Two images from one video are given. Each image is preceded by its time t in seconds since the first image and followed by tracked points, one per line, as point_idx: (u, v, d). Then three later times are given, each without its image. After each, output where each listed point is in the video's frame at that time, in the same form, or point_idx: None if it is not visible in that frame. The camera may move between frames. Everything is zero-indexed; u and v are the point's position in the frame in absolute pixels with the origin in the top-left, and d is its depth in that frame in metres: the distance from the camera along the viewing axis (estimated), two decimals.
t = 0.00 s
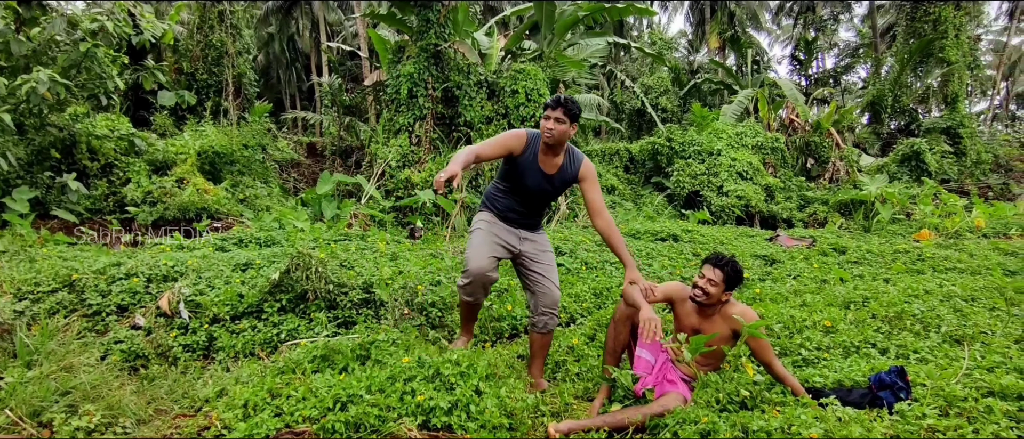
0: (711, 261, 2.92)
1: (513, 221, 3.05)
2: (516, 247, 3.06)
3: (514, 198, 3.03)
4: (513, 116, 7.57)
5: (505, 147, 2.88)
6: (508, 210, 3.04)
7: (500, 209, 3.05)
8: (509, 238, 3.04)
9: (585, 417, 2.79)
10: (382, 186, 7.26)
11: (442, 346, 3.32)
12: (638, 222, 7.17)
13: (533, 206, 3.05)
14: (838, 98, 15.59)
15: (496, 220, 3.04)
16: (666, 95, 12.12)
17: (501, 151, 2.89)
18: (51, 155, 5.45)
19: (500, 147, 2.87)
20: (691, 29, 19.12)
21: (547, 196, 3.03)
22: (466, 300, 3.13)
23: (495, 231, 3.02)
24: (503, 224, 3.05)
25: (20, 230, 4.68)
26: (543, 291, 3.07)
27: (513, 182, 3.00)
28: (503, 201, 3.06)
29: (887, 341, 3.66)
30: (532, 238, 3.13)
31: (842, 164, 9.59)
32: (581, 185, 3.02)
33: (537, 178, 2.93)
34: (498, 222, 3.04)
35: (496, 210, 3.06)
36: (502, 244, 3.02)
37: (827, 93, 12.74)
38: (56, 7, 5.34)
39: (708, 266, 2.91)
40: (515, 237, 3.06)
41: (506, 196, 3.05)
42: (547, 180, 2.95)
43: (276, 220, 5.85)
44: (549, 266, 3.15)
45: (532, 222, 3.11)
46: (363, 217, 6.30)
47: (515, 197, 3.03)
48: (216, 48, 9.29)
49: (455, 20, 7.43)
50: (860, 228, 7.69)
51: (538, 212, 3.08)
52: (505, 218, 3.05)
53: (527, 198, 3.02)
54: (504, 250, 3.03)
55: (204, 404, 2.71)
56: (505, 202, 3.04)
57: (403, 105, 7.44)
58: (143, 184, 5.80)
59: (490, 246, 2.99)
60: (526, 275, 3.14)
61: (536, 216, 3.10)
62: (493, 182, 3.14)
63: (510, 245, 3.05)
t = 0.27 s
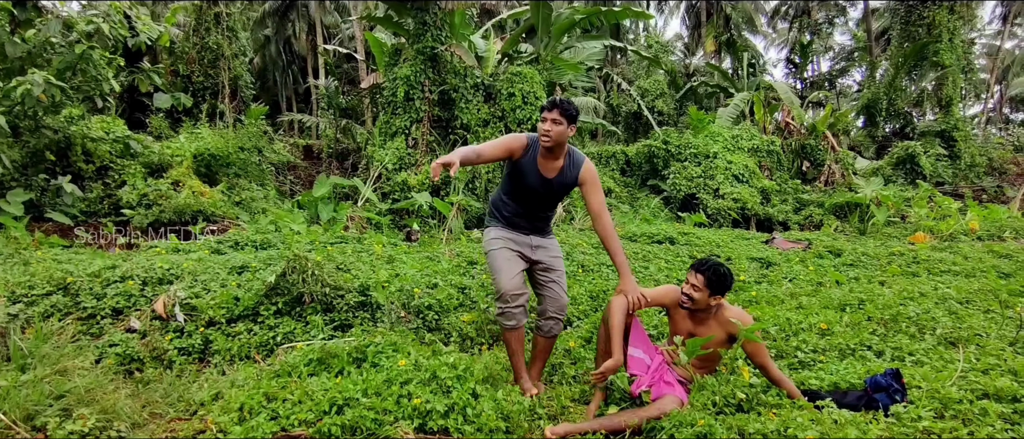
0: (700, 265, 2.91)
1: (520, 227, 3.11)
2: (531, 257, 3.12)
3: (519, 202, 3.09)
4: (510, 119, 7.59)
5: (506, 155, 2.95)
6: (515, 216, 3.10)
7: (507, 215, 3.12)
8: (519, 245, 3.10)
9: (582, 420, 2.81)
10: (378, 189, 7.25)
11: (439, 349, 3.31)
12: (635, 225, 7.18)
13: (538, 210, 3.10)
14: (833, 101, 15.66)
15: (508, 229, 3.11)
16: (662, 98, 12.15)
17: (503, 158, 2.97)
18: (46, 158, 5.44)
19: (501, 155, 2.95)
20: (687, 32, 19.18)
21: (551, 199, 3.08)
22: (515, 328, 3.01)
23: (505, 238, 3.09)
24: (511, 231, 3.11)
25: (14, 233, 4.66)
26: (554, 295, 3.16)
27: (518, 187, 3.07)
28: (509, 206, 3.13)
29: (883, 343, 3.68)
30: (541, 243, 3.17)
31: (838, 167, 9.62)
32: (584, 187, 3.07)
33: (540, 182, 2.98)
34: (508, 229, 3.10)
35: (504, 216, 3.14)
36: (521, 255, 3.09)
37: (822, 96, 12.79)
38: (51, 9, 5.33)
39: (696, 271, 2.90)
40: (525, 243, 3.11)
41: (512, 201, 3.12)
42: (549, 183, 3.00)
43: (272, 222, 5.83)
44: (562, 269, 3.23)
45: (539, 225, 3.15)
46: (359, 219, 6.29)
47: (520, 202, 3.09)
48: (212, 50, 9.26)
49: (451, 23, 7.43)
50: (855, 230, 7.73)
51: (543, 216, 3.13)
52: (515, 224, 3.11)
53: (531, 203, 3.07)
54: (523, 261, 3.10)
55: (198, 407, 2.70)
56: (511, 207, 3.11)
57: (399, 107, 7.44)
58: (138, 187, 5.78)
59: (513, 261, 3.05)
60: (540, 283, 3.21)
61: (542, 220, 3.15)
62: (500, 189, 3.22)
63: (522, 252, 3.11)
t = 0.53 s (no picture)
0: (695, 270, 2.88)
1: (523, 240, 2.94)
2: (536, 268, 2.95)
3: (520, 216, 2.90)
4: (508, 120, 7.61)
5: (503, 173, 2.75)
6: (517, 230, 2.92)
7: (508, 229, 2.94)
8: (525, 259, 2.93)
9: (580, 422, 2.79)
10: (376, 190, 7.25)
11: (436, 351, 3.31)
12: (632, 227, 7.18)
13: (540, 222, 2.93)
14: (829, 103, 15.70)
15: (511, 242, 2.92)
16: (660, 100, 12.18)
17: (500, 173, 2.77)
18: (42, 159, 5.42)
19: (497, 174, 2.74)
20: (685, 34, 19.22)
21: (553, 211, 2.90)
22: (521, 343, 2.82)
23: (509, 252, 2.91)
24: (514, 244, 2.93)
25: (9, 234, 4.64)
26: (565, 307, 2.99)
27: (517, 202, 2.88)
28: (509, 219, 2.94)
29: (880, 345, 3.68)
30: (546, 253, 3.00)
31: (834, 169, 9.65)
32: (585, 198, 2.90)
33: (541, 197, 2.80)
34: (511, 244, 2.92)
35: (504, 230, 2.95)
36: (526, 267, 2.92)
37: (819, 98, 12.83)
38: (48, 10, 5.32)
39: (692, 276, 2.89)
40: (530, 256, 2.94)
41: (511, 214, 2.93)
42: (550, 198, 2.82)
43: (269, 224, 5.82)
44: (569, 279, 3.06)
45: (543, 235, 2.98)
46: (357, 220, 6.28)
47: (521, 215, 2.90)
48: (210, 51, 9.23)
49: (449, 25, 7.42)
50: (852, 232, 7.75)
51: (546, 226, 2.96)
52: (517, 238, 2.93)
53: (533, 216, 2.89)
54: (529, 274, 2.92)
55: (195, 409, 2.70)
56: (512, 220, 2.92)
57: (397, 109, 7.44)
58: (135, 188, 5.76)
59: (518, 274, 2.87)
60: (548, 294, 3.04)
61: (546, 230, 2.97)
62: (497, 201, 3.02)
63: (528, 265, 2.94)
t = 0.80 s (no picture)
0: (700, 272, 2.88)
1: (521, 244, 2.94)
2: (534, 270, 2.95)
3: (517, 220, 2.89)
4: (506, 121, 7.60)
5: (501, 176, 2.74)
6: (514, 234, 2.92)
7: (505, 232, 2.93)
8: (523, 262, 2.92)
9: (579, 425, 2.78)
10: (374, 191, 7.25)
11: (434, 352, 3.30)
12: (631, 227, 7.19)
13: (537, 225, 2.92)
14: (827, 105, 15.73)
15: (507, 245, 2.92)
16: (658, 101, 12.20)
17: (497, 178, 2.75)
18: (40, 160, 5.41)
19: (495, 177, 2.73)
20: (683, 36, 19.25)
21: (550, 214, 2.90)
22: (519, 346, 2.82)
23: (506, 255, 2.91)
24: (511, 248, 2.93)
25: (6, 235, 4.63)
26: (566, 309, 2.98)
27: (515, 206, 2.87)
28: (506, 223, 2.93)
29: (878, 346, 3.69)
30: (543, 255, 3.00)
31: (832, 170, 9.67)
32: (583, 203, 2.90)
33: (539, 202, 2.80)
34: (508, 246, 2.92)
35: (501, 233, 2.94)
36: (524, 270, 2.92)
37: (817, 100, 12.85)
38: (46, 10, 5.31)
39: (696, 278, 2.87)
40: (528, 259, 2.94)
41: (508, 218, 2.92)
42: (548, 202, 2.81)
43: (267, 224, 5.81)
44: (568, 281, 3.05)
45: (540, 239, 2.98)
46: (355, 221, 6.28)
47: (518, 219, 2.89)
48: (208, 52, 9.22)
49: (448, 26, 7.42)
50: (850, 233, 7.76)
51: (543, 229, 2.95)
52: (514, 241, 2.94)
53: (530, 220, 2.88)
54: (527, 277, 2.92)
55: (193, 410, 2.69)
56: (508, 224, 2.92)
57: (396, 110, 7.44)
58: (133, 188, 5.76)
59: (516, 277, 2.87)
60: (547, 297, 3.03)
61: (542, 232, 2.97)
62: (493, 203, 3.02)
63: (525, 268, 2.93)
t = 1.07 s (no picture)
0: (700, 272, 2.88)
1: (516, 242, 2.93)
2: (530, 270, 2.96)
3: (512, 218, 2.88)
4: (505, 122, 7.61)
5: (497, 172, 2.73)
6: (510, 232, 2.91)
7: (500, 230, 2.92)
8: (518, 261, 2.92)
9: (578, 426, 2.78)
10: (373, 191, 7.25)
11: (432, 352, 3.30)
12: (629, 228, 7.19)
13: (533, 223, 2.91)
14: (826, 105, 15.76)
15: (503, 243, 2.92)
16: (657, 101, 12.20)
17: (493, 176, 2.73)
18: (37, 160, 5.40)
19: (491, 172, 2.72)
20: (682, 36, 19.27)
21: (546, 212, 2.88)
22: (518, 348, 2.81)
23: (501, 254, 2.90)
24: (506, 246, 2.92)
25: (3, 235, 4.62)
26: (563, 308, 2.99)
27: (510, 204, 2.85)
28: (501, 220, 2.91)
29: (876, 346, 3.69)
30: (538, 253, 2.99)
31: (830, 170, 9.69)
32: (580, 201, 2.87)
33: (535, 199, 2.77)
34: (502, 243, 2.92)
35: (496, 231, 2.93)
36: (520, 269, 2.92)
37: (816, 100, 12.86)
38: (43, 10, 5.30)
39: (697, 278, 2.87)
40: (523, 257, 2.94)
41: (503, 216, 2.90)
42: (544, 199, 2.79)
43: (265, 225, 5.81)
44: (563, 281, 3.07)
45: (535, 237, 2.97)
46: (354, 222, 6.27)
47: (514, 217, 2.87)
48: (206, 52, 9.22)
49: (447, 26, 7.42)
50: (848, 233, 7.77)
51: (538, 227, 2.94)
52: (509, 238, 2.93)
53: (526, 218, 2.87)
54: (523, 276, 2.93)
55: (190, 411, 2.69)
56: (503, 222, 2.90)
57: (394, 110, 7.43)
58: (131, 188, 5.75)
59: (513, 277, 2.86)
60: (543, 296, 3.03)
61: (538, 231, 2.96)
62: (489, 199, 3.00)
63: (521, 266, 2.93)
